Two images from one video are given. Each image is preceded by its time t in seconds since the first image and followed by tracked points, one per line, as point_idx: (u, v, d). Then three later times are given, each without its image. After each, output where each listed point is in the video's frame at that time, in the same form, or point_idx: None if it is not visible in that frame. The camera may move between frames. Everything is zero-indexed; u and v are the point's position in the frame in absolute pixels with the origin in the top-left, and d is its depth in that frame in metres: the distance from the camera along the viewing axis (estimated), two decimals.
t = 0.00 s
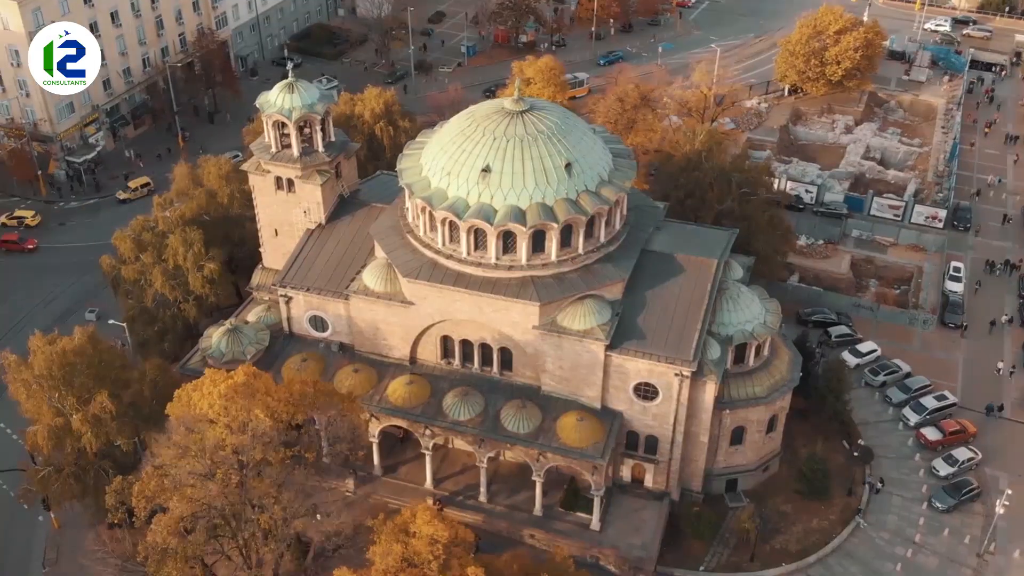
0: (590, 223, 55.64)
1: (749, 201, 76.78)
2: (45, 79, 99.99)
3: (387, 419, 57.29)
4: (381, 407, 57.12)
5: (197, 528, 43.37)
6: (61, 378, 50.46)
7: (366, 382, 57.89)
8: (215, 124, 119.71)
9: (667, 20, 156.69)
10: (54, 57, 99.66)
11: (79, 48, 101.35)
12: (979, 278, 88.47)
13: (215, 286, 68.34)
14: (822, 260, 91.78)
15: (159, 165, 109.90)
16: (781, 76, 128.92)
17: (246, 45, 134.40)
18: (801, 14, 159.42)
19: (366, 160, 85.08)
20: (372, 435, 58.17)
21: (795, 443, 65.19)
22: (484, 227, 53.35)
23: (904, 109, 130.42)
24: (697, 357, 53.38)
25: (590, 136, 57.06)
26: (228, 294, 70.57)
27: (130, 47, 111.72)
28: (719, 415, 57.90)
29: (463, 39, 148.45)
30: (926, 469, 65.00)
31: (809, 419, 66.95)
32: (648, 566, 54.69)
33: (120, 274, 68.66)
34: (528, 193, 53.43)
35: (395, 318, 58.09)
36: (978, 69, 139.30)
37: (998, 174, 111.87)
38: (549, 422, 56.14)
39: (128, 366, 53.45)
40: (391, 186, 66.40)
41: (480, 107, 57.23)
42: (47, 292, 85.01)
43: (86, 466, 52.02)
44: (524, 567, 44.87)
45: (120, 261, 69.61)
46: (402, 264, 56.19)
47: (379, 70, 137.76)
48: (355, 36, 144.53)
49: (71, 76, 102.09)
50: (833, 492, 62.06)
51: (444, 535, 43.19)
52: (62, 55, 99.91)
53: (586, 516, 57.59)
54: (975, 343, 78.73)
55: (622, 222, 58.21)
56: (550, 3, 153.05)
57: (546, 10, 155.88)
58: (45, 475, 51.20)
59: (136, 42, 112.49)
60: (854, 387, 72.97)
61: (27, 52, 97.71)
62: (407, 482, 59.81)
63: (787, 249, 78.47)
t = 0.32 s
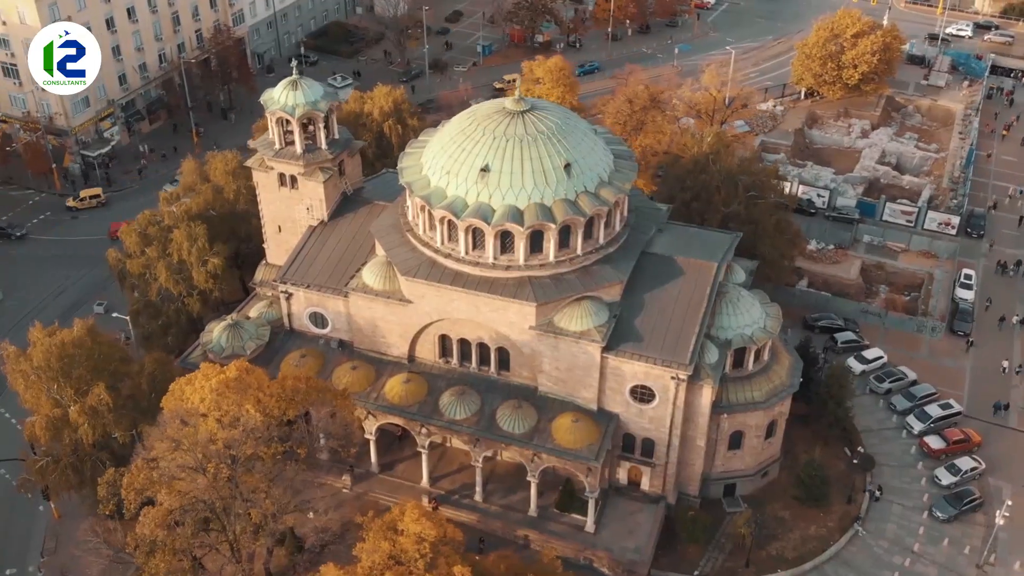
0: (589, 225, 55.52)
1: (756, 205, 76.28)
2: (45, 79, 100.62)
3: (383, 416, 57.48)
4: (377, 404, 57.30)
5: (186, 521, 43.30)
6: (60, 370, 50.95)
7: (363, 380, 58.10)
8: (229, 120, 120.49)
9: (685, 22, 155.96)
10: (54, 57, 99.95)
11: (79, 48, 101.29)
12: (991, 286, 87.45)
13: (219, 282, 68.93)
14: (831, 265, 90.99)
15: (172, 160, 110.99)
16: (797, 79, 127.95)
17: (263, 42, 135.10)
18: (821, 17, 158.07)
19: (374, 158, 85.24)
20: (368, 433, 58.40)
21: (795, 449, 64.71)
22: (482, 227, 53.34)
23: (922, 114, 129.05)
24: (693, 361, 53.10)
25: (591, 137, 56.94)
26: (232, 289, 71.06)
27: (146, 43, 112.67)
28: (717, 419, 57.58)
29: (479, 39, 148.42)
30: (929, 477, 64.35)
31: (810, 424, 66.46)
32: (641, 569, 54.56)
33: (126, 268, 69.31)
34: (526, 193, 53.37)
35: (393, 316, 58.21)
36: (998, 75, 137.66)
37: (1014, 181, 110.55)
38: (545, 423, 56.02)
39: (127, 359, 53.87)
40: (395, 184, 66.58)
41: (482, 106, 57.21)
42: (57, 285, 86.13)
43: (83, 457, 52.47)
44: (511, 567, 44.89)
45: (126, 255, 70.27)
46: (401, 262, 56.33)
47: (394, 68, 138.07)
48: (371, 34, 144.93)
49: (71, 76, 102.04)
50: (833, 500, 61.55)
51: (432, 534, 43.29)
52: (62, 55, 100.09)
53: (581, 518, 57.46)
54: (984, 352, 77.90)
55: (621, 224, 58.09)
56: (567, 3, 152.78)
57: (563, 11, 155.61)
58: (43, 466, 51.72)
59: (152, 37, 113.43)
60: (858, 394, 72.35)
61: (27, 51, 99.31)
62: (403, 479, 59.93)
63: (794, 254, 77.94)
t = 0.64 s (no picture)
0: (587, 224, 55.36)
1: (762, 207, 75.79)
2: (45, 79, 102.38)
3: (380, 412, 57.65)
4: (374, 400, 57.47)
5: (174, 513, 43.54)
6: (59, 359, 51.46)
7: (361, 375, 58.29)
8: (242, 115, 121.26)
9: (703, 23, 155.11)
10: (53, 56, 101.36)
11: (79, 48, 101.44)
12: (1002, 293, 86.29)
13: (223, 276, 69.42)
14: (841, 270, 90.20)
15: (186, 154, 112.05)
16: (813, 82, 126.86)
17: (280, 38, 135.86)
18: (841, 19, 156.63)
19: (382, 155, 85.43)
20: (365, 428, 58.61)
21: (795, 454, 64.20)
22: (479, 225, 53.33)
23: (941, 119, 127.55)
24: (688, 363, 52.83)
25: (592, 137, 56.77)
26: (236, 283, 71.53)
27: (163, 37, 113.53)
28: (713, 422, 57.27)
29: (496, 38, 148.35)
30: (930, 485, 63.66)
31: (811, 430, 65.91)
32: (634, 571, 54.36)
33: (131, 260, 69.97)
34: (524, 192, 53.29)
35: (391, 313, 58.33)
36: (1020, 80, 135.87)
37: None
38: (540, 422, 55.94)
39: (127, 350, 54.34)
40: (399, 181, 66.70)
41: (483, 104, 57.14)
42: (67, 277, 87.16)
43: (81, 447, 52.95)
44: (497, 567, 44.84)
45: (132, 248, 70.94)
46: (398, 259, 56.45)
47: (410, 66, 138.44)
48: (389, 32, 145.23)
49: (71, 76, 102.33)
50: (831, 506, 61.04)
51: (417, 530, 43.34)
52: (62, 55, 101.08)
53: (575, 518, 57.34)
54: (992, 359, 76.93)
55: (621, 224, 57.90)
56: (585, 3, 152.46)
57: (581, 10, 155.28)
58: (41, 454, 52.26)
59: (169, 32, 114.27)
60: (862, 400, 71.72)
61: (28, 51, 101.79)
62: (399, 476, 60.08)
63: (801, 257, 77.34)
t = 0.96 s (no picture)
0: (587, 225, 55.26)
1: (770, 211, 75.37)
2: (46, 79, 105.52)
3: (378, 408, 57.89)
4: (372, 396, 57.72)
5: (167, 504, 43.90)
6: (60, 350, 52.16)
7: (359, 372, 58.54)
8: (256, 112, 122.03)
9: (723, 25, 154.35)
10: (53, 56, 104.14)
11: (79, 48, 102.41)
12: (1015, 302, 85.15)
13: (229, 270, 70.03)
14: (852, 275, 89.48)
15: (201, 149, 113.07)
16: (831, 85, 125.85)
17: (299, 35, 136.79)
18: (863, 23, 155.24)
19: (392, 153, 85.72)
20: (363, 424, 58.86)
21: (796, 459, 63.74)
22: (478, 224, 53.45)
23: (961, 124, 126.08)
24: (685, 365, 52.64)
25: (593, 137, 56.70)
26: (243, 277, 72.10)
27: (181, 33, 114.54)
28: (711, 425, 57.03)
29: (514, 37, 148.33)
30: (932, 494, 63.04)
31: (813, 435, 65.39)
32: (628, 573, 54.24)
33: (139, 253, 70.77)
34: (523, 191, 53.32)
35: (391, 310, 58.49)
36: None
37: None
38: (536, 422, 55.92)
39: (128, 342, 54.96)
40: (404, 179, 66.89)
41: (486, 104, 57.21)
42: (80, 269, 88.18)
43: (81, 437, 53.52)
44: (485, 565, 44.86)
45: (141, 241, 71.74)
46: (398, 256, 56.67)
47: (427, 64, 138.91)
48: (407, 30, 145.64)
49: (71, 76, 104.15)
50: (830, 513, 60.58)
51: (406, 527, 43.41)
52: (62, 54, 103.17)
53: (570, 518, 57.27)
54: (1002, 368, 75.98)
55: (621, 225, 57.83)
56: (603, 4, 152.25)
57: (600, 11, 155.03)
58: (41, 443, 52.96)
59: (187, 28, 115.27)
60: (866, 407, 71.14)
61: (29, 51, 105.19)
62: (397, 473, 60.32)
63: (808, 262, 76.82)
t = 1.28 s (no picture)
0: (586, 226, 55.22)
1: (777, 215, 74.99)
2: (46, 79, 108.25)
3: (376, 405, 58.19)
4: (370, 393, 58.06)
5: (158, 495, 44.29)
6: (62, 341, 52.93)
7: (359, 369, 58.93)
8: (271, 109, 122.92)
9: (743, 28, 153.42)
10: (54, 56, 107.76)
11: (77, 48, 105.37)
12: None
13: (236, 265, 70.66)
14: (862, 282, 88.73)
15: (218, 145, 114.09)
16: (849, 90, 124.68)
17: (318, 34, 137.69)
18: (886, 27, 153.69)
19: (402, 152, 86.03)
20: (362, 420, 59.22)
21: (796, 466, 63.36)
22: (477, 224, 53.57)
23: (981, 131, 124.56)
24: (680, 369, 52.49)
25: (595, 139, 56.70)
26: (250, 273, 72.73)
27: (200, 30, 115.56)
28: (708, 430, 56.80)
29: (533, 37, 148.36)
30: (933, 504, 62.46)
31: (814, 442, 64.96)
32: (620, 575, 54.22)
33: (148, 247, 71.63)
34: (522, 191, 53.40)
35: (391, 307, 58.77)
36: None
37: None
38: (532, 423, 55.98)
39: (131, 335, 55.75)
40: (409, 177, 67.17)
41: (488, 104, 57.40)
42: (93, 261, 89.18)
43: (82, 427, 54.13)
44: (472, 564, 44.95)
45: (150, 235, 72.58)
46: (399, 255, 56.96)
47: (445, 64, 139.28)
48: (426, 29, 146.02)
49: (71, 76, 106.91)
50: (828, 520, 60.17)
51: (393, 524, 43.67)
52: (62, 54, 106.54)
53: (565, 519, 57.27)
54: (1010, 379, 75.08)
55: (622, 227, 57.78)
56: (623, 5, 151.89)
57: (619, 13, 154.71)
58: (43, 432, 53.26)
59: (206, 25, 116.30)
60: (870, 415, 70.64)
61: (29, 51, 109.22)
62: (394, 470, 60.62)
63: (816, 268, 76.31)
